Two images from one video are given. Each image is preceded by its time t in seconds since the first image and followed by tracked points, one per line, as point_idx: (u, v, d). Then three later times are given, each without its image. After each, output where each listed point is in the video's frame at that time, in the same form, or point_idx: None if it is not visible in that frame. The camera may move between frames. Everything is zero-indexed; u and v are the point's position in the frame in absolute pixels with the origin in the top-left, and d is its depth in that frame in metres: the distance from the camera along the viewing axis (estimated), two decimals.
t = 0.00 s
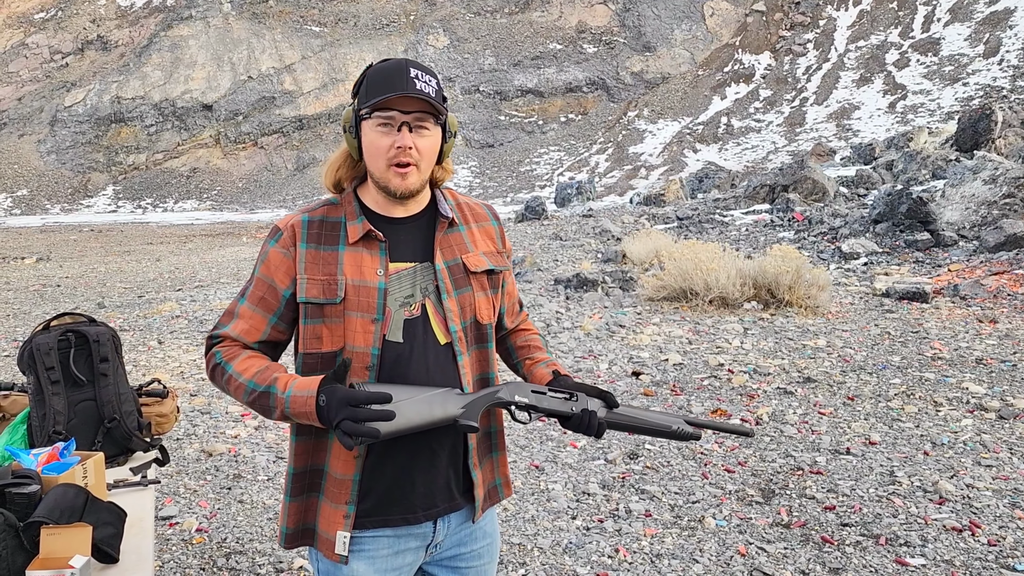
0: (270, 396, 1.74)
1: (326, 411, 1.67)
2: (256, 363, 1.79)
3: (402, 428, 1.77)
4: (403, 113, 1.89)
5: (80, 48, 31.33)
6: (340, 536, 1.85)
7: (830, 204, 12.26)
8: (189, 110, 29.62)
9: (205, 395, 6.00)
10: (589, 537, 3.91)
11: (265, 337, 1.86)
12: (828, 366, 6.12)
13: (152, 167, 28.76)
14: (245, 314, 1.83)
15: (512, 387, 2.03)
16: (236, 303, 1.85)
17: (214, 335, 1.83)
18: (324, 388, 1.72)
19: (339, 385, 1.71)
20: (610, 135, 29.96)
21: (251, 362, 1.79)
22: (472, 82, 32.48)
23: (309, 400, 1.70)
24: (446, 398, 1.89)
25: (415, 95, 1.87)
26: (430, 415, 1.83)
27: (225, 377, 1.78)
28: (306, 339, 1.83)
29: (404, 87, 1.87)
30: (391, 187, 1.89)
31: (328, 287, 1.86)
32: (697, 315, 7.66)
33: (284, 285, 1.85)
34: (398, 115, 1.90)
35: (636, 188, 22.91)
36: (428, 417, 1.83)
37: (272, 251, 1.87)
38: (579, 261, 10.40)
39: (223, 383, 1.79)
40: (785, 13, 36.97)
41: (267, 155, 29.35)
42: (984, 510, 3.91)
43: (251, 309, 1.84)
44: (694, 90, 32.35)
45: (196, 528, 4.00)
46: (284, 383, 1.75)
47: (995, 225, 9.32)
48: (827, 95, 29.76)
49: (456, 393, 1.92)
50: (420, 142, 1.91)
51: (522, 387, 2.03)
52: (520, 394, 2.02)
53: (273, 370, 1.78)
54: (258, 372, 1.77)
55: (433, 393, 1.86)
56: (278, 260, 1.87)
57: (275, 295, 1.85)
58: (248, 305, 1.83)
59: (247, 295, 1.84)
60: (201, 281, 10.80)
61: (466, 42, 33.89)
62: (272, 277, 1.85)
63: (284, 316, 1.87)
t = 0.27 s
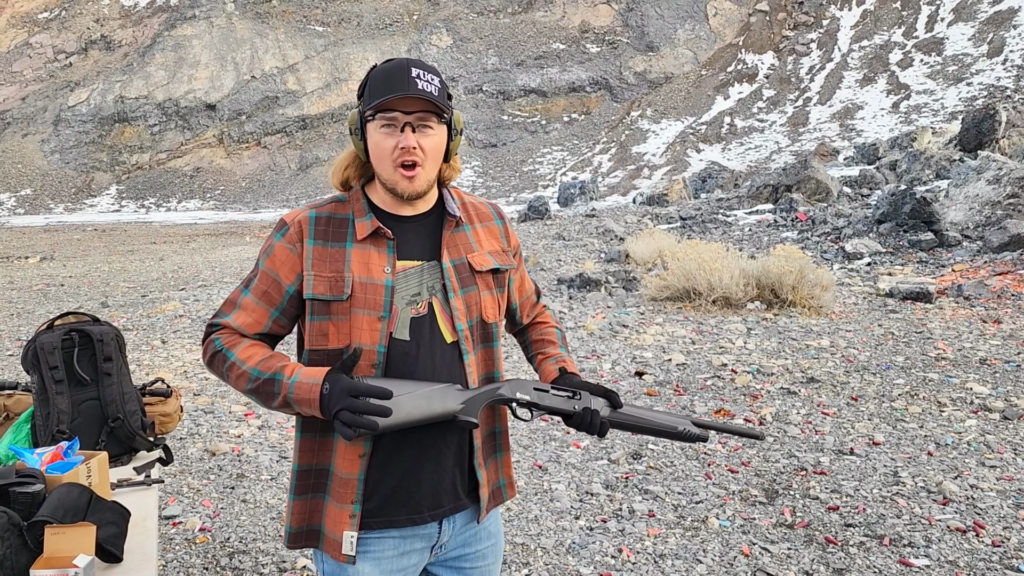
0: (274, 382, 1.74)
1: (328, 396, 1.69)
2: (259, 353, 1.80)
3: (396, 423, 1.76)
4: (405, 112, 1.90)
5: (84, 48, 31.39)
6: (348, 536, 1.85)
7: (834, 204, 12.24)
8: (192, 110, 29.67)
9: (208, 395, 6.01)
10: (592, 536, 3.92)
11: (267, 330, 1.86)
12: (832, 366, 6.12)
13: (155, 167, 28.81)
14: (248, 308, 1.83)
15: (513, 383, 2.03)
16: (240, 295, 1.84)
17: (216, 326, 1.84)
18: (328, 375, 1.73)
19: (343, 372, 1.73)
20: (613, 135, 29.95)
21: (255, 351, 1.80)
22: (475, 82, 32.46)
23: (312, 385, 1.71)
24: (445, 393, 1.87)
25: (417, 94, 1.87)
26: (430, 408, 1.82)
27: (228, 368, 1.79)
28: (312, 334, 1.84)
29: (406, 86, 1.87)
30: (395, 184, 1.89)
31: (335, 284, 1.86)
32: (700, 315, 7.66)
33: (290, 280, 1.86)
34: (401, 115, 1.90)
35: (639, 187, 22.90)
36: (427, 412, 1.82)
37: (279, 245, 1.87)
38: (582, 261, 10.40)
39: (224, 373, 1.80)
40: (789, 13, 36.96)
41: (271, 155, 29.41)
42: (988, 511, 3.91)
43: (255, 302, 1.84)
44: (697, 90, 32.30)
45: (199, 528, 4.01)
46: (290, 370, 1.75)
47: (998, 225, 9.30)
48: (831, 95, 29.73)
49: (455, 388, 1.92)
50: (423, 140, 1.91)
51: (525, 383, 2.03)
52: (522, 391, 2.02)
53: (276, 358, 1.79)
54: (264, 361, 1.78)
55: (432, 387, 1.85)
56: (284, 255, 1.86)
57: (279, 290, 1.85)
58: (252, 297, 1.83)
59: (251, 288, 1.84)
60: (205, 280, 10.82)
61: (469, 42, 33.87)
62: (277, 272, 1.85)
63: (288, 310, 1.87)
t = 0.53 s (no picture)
0: (280, 374, 1.74)
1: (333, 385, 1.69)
2: (265, 345, 1.80)
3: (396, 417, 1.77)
4: (419, 111, 1.90)
5: (86, 47, 31.42)
6: (354, 534, 1.85)
7: (836, 204, 12.23)
8: (195, 109, 29.70)
9: (211, 394, 6.02)
10: (594, 536, 3.91)
11: (273, 323, 1.86)
12: (834, 366, 6.11)
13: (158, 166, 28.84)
14: (255, 300, 1.83)
15: (519, 381, 2.03)
16: (247, 287, 1.85)
17: (220, 317, 1.84)
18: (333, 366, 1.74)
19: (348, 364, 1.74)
20: (615, 134, 29.92)
21: (261, 343, 1.81)
22: (477, 82, 32.45)
23: (318, 375, 1.71)
24: (448, 389, 1.87)
25: (433, 93, 1.88)
26: (433, 402, 1.83)
27: (234, 359, 1.80)
28: (318, 329, 1.84)
29: (420, 85, 1.87)
30: (406, 181, 1.89)
31: (342, 279, 1.86)
32: (702, 314, 7.66)
33: (297, 274, 1.86)
34: (415, 113, 1.90)
35: (642, 187, 22.90)
36: (427, 407, 1.82)
37: (286, 240, 1.87)
38: (585, 261, 10.40)
39: (230, 365, 1.80)
40: (791, 12, 36.94)
41: (273, 154, 29.44)
42: (990, 511, 3.90)
43: (262, 295, 1.84)
44: (700, 90, 32.26)
45: (202, 527, 4.01)
46: (298, 362, 1.75)
47: (1001, 224, 9.29)
48: (834, 95, 29.69)
49: (460, 385, 1.92)
50: (436, 138, 1.91)
51: (531, 381, 2.03)
52: (528, 389, 2.02)
53: (281, 350, 1.80)
54: (269, 353, 1.78)
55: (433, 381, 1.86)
56: (292, 250, 1.87)
57: (286, 284, 1.85)
58: (259, 290, 1.83)
59: (258, 280, 1.85)
60: (207, 279, 10.82)
61: (471, 41, 33.85)
62: (284, 265, 1.86)
63: (294, 304, 1.87)
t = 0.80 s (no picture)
0: (286, 373, 1.74)
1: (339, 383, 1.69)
2: (271, 344, 1.80)
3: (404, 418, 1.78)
4: (425, 110, 1.90)
5: (87, 47, 31.44)
6: (361, 534, 1.84)
7: (837, 204, 12.23)
8: (196, 110, 29.72)
9: (212, 394, 6.02)
10: (594, 537, 3.91)
11: (280, 323, 1.85)
12: (835, 366, 6.11)
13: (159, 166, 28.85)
14: (261, 299, 1.83)
15: (527, 380, 2.03)
16: (253, 288, 1.85)
17: (229, 316, 1.84)
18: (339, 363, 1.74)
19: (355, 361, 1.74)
20: (616, 134, 29.92)
21: (267, 343, 1.80)
22: (478, 82, 32.47)
23: (324, 373, 1.71)
24: (455, 387, 1.88)
25: (439, 93, 1.88)
26: (440, 399, 1.83)
27: (241, 359, 1.79)
28: (323, 326, 1.83)
29: (427, 84, 1.87)
30: (411, 180, 1.89)
31: (347, 278, 1.85)
32: (704, 315, 7.66)
33: (302, 273, 1.85)
34: (421, 113, 1.90)
35: (642, 187, 22.90)
36: (433, 405, 1.82)
37: (292, 239, 1.87)
38: (585, 261, 10.39)
39: (237, 365, 1.80)
40: (792, 13, 36.97)
41: (274, 154, 29.47)
42: (991, 511, 3.90)
43: (268, 295, 1.84)
44: (700, 90, 32.24)
45: (202, 527, 4.01)
46: (304, 362, 1.75)
47: (1003, 225, 9.29)
48: (835, 95, 29.69)
49: (466, 383, 1.92)
50: (442, 139, 1.91)
51: (537, 380, 2.04)
52: (535, 388, 2.02)
53: (287, 350, 1.79)
54: (274, 354, 1.78)
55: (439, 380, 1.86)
56: (297, 248, 1.86)
57: (292, 282, 1.85)
58: (265, 290, 1.83)
59: (264, 280, 1.84)
60: (208, 279, 10.82)
61: (472, 42, 33.87)
62: (289, 265, 1.85)
63: (300, 303, 1.87)
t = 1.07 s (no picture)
0: (285, 375, 1.74)
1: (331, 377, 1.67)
2: (272, 347, 1.80)
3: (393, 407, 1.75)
4: (424, 112, 1.90)
5: (88, 48, 31.47)
6: (364, 534, 1.85)
7: (837, 205, 12.24)
8: (196, 110, 29.73)
9: (212, 394, 6.03)
10: (595, 538, 3.91)
11: (283, 326, 1.86)
12: (835, 367, 6.11)
13: (159, 167, 28.86)
14: (263, 303, 1.83)
15: (521, 378, 2.03)
16: (255, 293, 1.85)
17: (232, 322, 1.85)
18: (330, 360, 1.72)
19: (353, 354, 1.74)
20: (616, 135, 29.92)
21: (267, 346, 1.80)
22: (478, 82, 32.48)
23: (313, 373, 1.70)
24: (454, 380, 1.87)
25: (437, 94, 1.88)
26: (437, 394, 1.82)
27: (243, 362, 1.80)
28: (323, 328, 1.83)
29: (427, 86, 1.87)
30: (410, 181, 1.89)
31: (347, 279, 1.85)
32: (703, 315, 7.66)
33: (303, 275, 1.85)
34: (420, 114, 1.90)
35: (642, 188, 22.90)
36: (430, 399, 1.81)
37: (292, 242, 1.87)
38: (585, 262, 10.40)
39: (240, 369, 1.80)
40: (792, 13, 37.01)
41: (274, 155, 29.48)
42: (991, 512, 3.90)
43: (269, 299, 1.84)
44: (700, 90, 32.26)
45: (202, 527, 4.01)
46: (302, 360, 1.74)
47: (1002, 226, 9.29)
48: (834, 96, 29.71)
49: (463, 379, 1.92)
50: (441, 140, 1.91)
51: (531, 379, 2.03)
52: (529, 387, 2.01)
53: (286, 351, 1.79)
54: (274, 356, 1.77)
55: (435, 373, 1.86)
56: (297, 251, 1.86)
57: (292, 286, 1.85)
58: (266, 294, 1.83)
59: (265, 284, 1.84)
60: (208, 280, 10.83)
61: (472, 42, 33.89)
62: (289, 268, 1.85)
63: (301, 306, 1.87)
